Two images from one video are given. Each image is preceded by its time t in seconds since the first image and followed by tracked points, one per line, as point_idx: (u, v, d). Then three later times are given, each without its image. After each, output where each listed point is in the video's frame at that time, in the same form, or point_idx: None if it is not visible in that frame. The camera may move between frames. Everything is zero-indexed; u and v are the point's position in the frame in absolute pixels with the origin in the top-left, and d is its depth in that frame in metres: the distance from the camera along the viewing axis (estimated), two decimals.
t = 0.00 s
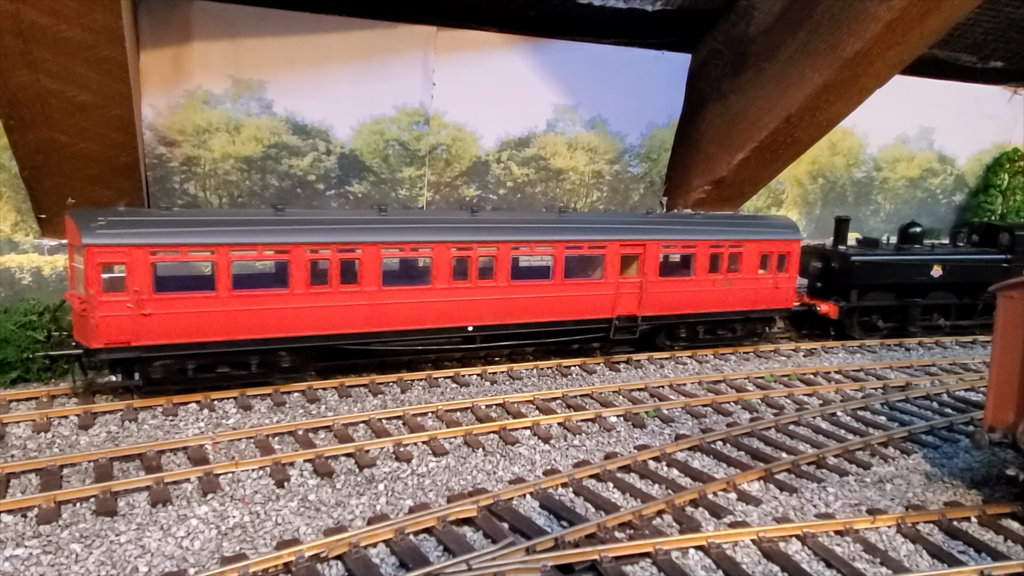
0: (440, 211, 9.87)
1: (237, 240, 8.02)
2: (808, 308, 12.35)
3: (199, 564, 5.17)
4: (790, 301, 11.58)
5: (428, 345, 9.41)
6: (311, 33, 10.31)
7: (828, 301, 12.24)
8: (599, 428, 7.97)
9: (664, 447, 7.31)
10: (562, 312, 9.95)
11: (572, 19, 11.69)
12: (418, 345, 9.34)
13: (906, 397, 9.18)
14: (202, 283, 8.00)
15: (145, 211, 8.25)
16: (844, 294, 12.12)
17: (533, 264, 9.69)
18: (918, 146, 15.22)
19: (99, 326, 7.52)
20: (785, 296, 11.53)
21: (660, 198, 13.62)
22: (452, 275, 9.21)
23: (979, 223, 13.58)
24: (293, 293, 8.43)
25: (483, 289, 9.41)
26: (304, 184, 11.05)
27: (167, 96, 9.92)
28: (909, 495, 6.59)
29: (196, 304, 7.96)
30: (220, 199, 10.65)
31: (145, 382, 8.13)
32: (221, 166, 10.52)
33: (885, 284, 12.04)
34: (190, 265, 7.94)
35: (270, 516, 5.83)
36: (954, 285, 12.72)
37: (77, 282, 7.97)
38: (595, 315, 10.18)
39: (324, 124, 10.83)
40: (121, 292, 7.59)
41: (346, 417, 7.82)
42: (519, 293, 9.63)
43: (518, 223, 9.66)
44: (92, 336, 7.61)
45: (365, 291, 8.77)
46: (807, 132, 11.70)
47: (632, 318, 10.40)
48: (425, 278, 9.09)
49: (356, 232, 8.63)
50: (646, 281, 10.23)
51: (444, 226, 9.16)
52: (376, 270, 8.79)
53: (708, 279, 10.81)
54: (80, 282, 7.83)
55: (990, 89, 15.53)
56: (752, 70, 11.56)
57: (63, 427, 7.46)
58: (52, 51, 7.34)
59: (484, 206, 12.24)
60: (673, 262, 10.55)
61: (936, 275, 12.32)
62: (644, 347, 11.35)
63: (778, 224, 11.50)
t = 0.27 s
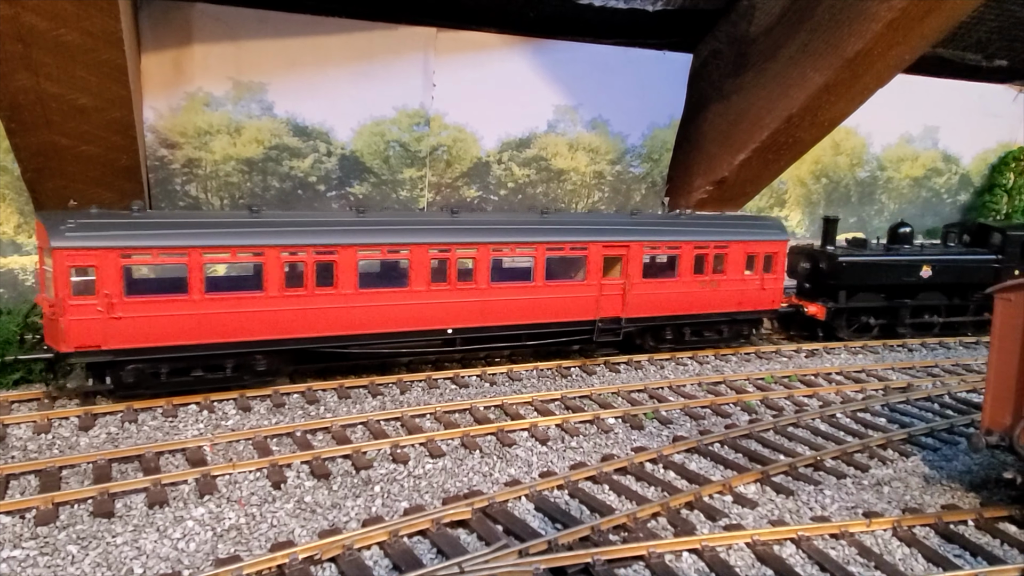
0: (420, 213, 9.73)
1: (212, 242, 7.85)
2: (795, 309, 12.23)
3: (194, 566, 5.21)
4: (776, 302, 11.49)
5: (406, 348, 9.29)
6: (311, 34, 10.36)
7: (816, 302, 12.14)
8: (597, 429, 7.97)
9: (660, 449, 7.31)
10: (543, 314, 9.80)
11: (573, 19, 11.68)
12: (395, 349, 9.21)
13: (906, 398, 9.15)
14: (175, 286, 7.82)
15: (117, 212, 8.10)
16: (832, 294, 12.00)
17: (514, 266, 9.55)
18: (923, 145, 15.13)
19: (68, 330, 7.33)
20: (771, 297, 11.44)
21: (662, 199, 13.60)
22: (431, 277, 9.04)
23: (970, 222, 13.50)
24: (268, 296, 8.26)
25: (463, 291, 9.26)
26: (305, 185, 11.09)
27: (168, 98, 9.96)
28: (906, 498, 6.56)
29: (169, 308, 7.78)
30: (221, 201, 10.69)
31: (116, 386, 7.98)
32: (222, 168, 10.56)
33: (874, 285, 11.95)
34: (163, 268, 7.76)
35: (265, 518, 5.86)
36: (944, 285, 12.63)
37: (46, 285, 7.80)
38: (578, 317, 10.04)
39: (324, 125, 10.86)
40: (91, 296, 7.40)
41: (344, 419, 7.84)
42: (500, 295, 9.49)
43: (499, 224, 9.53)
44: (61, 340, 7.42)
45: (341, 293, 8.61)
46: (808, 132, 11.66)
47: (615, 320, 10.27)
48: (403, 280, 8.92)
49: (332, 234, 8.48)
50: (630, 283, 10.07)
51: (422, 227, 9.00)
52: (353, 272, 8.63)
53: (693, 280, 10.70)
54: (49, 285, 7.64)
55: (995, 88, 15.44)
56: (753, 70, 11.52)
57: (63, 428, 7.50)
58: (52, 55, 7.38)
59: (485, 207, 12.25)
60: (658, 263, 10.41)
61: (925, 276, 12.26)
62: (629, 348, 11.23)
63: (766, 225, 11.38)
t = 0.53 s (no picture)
0: (396, 216, 9.64)
1: (181, 247, 7.80)
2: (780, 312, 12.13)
3: (184, 571, 5.24)
4: (761, 305, 11.28)
5: (380, 353, 9.21)
6: (310, 38, 10.42)
7: (801, 305, 12.05)
8: (592, 433, 7.97)
9: (655, 453, 7.30)
10: (521, 318, 9.71)
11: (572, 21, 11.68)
12: (369, 353, 9.13)
13: (905, 402, 9.10)
14: (142, 291, 7.78)
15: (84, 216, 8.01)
16: (817, 297, 12.01)
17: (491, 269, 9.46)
18: (926, 146, 15.05)
19: (33, 336, 7.31)
20: (756, 300, 11.25)
21: (662, 200, 13.59)
22: (405, 281, 8.97)
23: (958, 224, 13.38)
24: (238, 301, 8.20)
25: (439, 295, 9.18)
26: (304, 188, 11.11)
27: (167, 102, 10.01)
28: (900, 504, 6.53)
29: (136, 313, 7.74)
30: (221, 204, 10.73)
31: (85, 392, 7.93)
32: (221, 171, 10.60)
33: (857, 287, 11.90)
34: (130, 273, 7.71)
35: (257, 523, 5.88)
36: (931, 288, 12.56)
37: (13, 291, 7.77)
38: (557, 321, 9.97)
39: (323, 128, 10.89)
40: (56, 301, 7.37)
41: (340, 422, 7.85)
42: (476, 300, 9.39)
43: (475, 227, 9.40)
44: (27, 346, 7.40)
45: (313, 298, 8.56)
46: (808, 133, 11.61)
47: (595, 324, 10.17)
48: (376, 285, 8.85)
49: (303, 238, 8.40)
50: (610, 286, 9.97)
51: (396, 231, 8.91)
52: (325, 276, 8.56)
53: (675, 284, 10.53)
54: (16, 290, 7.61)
55: (999, 89, 15.35)
56: (753, 72, 11.49)
57: (60, 430, 7.54)
58: (49, 61, 7.43)
59: (484, 209, 12.25)
60: (639, 266, 10.29)
61: (912, 279, 12.21)
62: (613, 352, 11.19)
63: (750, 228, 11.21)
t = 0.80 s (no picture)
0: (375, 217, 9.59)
1: (150, 249, 7.68)
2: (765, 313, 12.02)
3: (179, 571, 5.29)
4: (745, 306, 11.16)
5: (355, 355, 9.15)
6: (311, 39, 10.47)
7: (786, 305, 12.00)
8: (590, 434, 7.98)
9: (651, 454, 7.30)
10: (500, 320, 9.61)
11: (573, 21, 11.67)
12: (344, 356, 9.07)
13: (905, 403, 9.07)
14: (111, 293, 7.67)
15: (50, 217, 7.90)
16: (803, 298, 11.90)
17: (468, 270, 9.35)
18: (931, 145, 14.97)
19: None
20: (741, 301, 11.14)
21: (664, 200, 13.58)
22: (381, 282, 8.85)
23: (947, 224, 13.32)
24: (209, 303, 8.09)
25: (415, 297, 9.07)
26: (305, 189, 11.16)
27: (169, 104, 10.08)
28: (897, 506, 6.52)
29: (104, 316, 7.61)
30: (222, 204, 10.79)
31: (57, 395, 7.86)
32: (223, 172, 10.66)
33: (845, 288, 11.83)
34: (98, 275, 7.59)
35: (252, 523, 5.92)
36: (919, 288, 12.45)
37: None
38: (537, 323, 9.85)
39: (325, 129, 10.93)
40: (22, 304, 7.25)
41: (338, 423, 7.89)
42: (453, 301, 9.27)
43: (452, 227, 9.28)
44: None
45: (286, 300, 8.43)
46: (810, 133, 11.58)
47: (574, 326, 10.07)
48: (351, 287, 8.73)
49: (276, 240, 8.27)
50: (589, 287, 9.87)
51: (371, 232, 8.78)
52: (299, 278, 8.44)
53: (658, 285, 10.45)
54: None
55: (1005, 87, 15.24)
56: (755, 72, 11.46)
57: (62, 430, 7.60)
58: (49, 63, 7.49)
59: (485, 209, 12.28)
60: (620, 267, 10.19)
61: (899, 279, 12.10)
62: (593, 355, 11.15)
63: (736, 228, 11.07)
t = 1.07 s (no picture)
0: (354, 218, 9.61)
1: (117, 250, 7.64)
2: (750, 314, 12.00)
3: (176, 568, 5.35)
4: (728, 306, 11.14)
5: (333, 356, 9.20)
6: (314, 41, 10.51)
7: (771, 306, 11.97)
8: (588, 434, 8.00)
9: (649, 453, 7.32)
10: (477, 321, 9.59)
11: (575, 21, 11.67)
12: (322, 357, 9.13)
13: (906, 403, 9.04)
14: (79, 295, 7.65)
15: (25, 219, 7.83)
16: (787, 298, 11.88)
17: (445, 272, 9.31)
18: (936, 144, 14.88)
19: None
20: (723, 302, 11.11)
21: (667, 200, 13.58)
22: (355, 284, 8.82)
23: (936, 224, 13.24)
24: (180, 304, 8.08)
25: (390, 298, 9.04)
26: (308, 189, 11.22)
27: (173, 105, 10.15)
28: (893, 506, 6.51)
29: (73, 318, 7.61)
30: (226, 204, 10.86)
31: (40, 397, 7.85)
32: (226, 172, 10.73)
33: (830, 288, 11.80)
34: (66, 277, 7.57)
35: (250, 521, 5.98)
36: (906, 288, 12.36)
37: None
38: (515, 324, 9.84)
39: (327, 130, 10.99)
40: None
41: (337, 422, 7.94)
42: (429, 302, 9.24)
43: (428, 229, 9.24)
44: None
45: (259, 302, 8.41)
46: (813, 132, 11.55)
47: (554, 326, 10.08)
48: (325, 288, 8.71)
49: (248, 241, 8.24)
50: (567, 288, 9.85)
51: (345, 233, 8.75)
52: (272, 280, 8.42)
53: (638, 285, 10.43)
54: None
55: (1011, 85, 15.12)
56: (757, 71, 11.43)
57: (65, 428, 7.68)
58: (51, 66, 7.57)
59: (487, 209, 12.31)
60: (599, 268, 10.17)
61: (885, 280, 12.03)
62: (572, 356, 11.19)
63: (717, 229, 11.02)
